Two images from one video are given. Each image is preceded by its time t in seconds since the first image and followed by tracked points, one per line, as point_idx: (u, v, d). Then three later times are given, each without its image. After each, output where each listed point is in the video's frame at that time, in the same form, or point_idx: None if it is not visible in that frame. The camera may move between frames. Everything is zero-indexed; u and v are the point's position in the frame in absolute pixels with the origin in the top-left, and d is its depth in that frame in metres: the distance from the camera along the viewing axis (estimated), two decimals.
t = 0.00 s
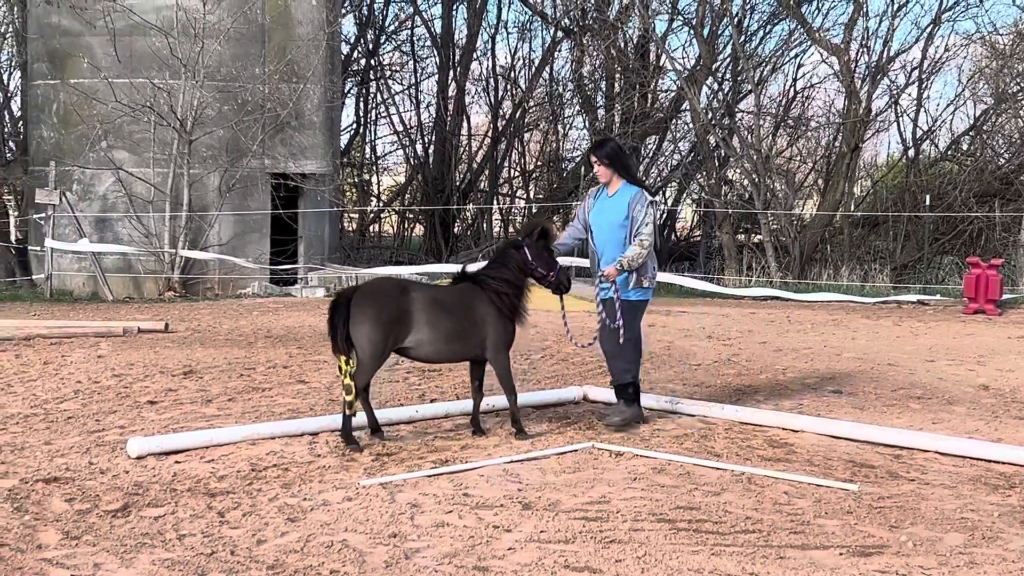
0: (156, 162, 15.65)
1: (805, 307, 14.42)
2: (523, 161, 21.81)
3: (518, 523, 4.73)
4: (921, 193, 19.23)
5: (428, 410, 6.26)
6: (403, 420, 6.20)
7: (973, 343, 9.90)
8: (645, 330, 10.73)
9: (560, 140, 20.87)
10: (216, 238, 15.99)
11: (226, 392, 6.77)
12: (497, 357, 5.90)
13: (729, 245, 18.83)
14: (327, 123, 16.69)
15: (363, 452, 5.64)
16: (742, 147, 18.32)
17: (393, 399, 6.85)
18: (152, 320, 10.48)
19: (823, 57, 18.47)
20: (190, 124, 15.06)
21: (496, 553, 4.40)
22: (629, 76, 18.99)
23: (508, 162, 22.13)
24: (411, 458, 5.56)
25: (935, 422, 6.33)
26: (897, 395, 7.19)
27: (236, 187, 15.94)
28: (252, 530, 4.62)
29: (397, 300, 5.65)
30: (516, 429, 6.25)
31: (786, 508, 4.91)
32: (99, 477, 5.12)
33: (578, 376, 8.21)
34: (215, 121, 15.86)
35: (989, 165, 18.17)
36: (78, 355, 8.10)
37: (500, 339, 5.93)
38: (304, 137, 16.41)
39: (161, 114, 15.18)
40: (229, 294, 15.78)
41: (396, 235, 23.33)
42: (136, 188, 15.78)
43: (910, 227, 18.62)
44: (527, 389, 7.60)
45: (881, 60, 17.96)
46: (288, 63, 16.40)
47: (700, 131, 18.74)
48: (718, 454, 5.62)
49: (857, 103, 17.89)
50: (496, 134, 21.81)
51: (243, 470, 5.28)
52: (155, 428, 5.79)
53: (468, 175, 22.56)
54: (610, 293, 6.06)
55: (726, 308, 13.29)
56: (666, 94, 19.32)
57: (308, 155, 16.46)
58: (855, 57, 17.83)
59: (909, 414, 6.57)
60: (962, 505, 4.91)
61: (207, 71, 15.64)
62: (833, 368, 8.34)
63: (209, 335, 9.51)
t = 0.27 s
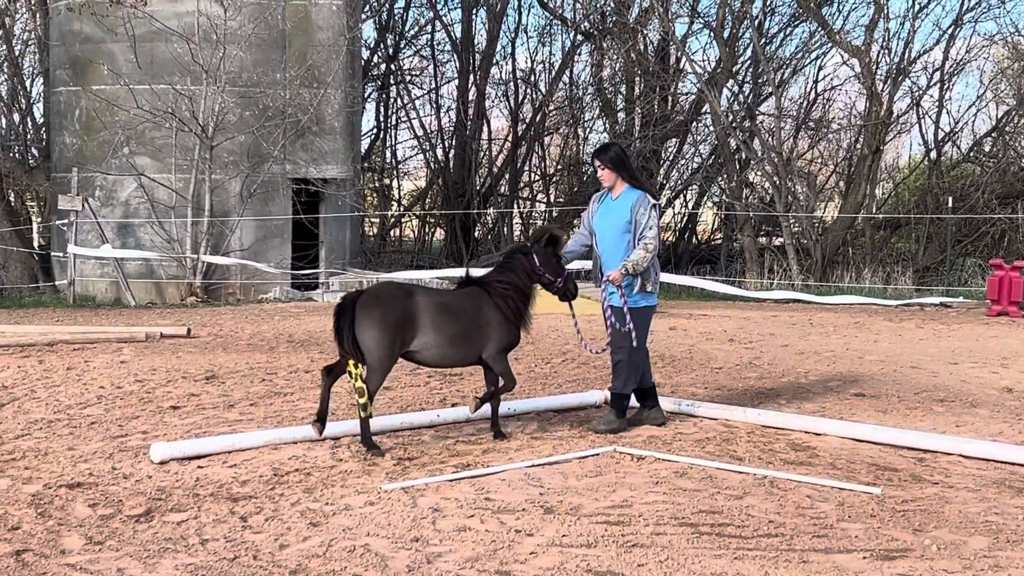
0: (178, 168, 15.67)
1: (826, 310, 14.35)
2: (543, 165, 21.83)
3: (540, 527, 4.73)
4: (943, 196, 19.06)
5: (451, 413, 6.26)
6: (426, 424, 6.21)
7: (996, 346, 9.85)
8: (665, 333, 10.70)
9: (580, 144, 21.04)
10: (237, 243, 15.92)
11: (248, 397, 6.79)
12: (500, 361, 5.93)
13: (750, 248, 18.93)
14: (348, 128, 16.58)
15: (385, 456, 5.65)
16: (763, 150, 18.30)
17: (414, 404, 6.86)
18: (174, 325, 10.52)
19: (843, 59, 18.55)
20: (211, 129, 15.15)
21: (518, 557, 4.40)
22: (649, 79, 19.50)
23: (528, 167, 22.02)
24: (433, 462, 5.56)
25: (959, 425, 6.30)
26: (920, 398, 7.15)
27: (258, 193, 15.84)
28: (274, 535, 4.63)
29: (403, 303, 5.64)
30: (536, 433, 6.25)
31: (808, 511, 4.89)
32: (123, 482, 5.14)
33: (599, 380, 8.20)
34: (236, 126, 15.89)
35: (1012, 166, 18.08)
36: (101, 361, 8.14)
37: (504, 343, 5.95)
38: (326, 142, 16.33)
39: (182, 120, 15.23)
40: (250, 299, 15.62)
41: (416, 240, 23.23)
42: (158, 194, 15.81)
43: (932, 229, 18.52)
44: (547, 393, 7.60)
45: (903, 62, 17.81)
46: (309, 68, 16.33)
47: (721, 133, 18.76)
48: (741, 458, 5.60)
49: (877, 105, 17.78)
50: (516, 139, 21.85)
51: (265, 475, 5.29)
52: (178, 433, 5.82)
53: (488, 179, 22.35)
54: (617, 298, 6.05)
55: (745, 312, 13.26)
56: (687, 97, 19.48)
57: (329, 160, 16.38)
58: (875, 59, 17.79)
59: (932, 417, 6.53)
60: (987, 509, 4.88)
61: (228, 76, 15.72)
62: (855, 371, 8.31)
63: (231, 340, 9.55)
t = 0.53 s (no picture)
0: (199, 172, 15.42)
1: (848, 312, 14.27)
2: (563, 167, 21.82)
3: (562, 530, 4.72)
4: (965, 196, 18.95)
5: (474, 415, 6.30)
6: (448, 425, 6.24)
7: (1018, 346, 9.80)
8: (686, 335, 10.67)
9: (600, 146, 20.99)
10: (258, 246, 15.67)
11: (270, 400, 6.81)
12: (498, 366, 5.90)
13: (772, 248, 18.52)
14: (368, 132, 16.33)
15: (406, 458, 5.66)
16: (784, 151, 18.19)
17: (434, 406, 6.88)
18: (196, 329, 10.55)
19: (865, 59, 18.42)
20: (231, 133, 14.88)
21: (541, 560, 4.40)
22: (669, 81, 19.28)
23: (549, 169, 22.09)
24: (454, 464, 5.57)
25: (982, 426, 6.27)
26: (943, 400, 7.13)
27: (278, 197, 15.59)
28: (297, 538, 4.64)
29: (401, 307, 5.65)
30: (556, 435, 6.26)
31: (831, 513, 4.88)
32: (145, 485, 5.16)
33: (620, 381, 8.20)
34: (256, 130, 15.60)
35: None
36: (123, 364, 8.16)
37: (503, 348, 5.92)
38: (346, 145, 16.10)
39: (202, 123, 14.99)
40: (272, 303, 15.45)
41: (436, 242, 23.17)
42: (180, 199, 15.52)
43: (953, 229, 18.49)
44: (567, 395, 7.61)
45: (925, 62, 17.64)
46: (330, 71, 16.05)
47: (742, 135, 18.68)
48: (764, 460, 5.59)
49: (899, 105, 17.60)
50: (536, 141, 21.83)
51: (287, 477, 5.30)
52: (200, 436, 5.84)
53: (508, 182, 22.50)
54: (625, 301, 6.07)
55: (764, 313, 13.24)
56: (707, 99, 19.41)
57: (350, 164, 16.14)
58: (897, 59, 17.70)
59: (955, 418, 6.51)
60: (1011, 510, 4.86)
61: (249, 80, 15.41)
62: (877, 372, 8.29)
63: (252, 343, 9.56)
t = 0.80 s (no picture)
0: (234, 176, 15.40)
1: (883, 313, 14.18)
2: (596, 169, 21.78)
3: (597, 533, 4.72)
4: (1002, 196, 18.70)
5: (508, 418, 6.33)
6: (483, 428, 6.26)
7: None
8: (720, 337, 10.65)
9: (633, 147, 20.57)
10: (292, 250, 15.68)
11: (305, 403, 6.85)
12: (510, 369, 5.88)
13: (805, 250, 18.82)
14: (401, 135, 16.19)
15: (440, 461, 5.68)
16: (819, 152, 18.07)
17: (467, 410, 6.90)
18: (230, 332, 10.61)
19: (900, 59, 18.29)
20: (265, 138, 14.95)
21: (576, 563, 4.40)
22: (702, 82, 19.43)
23: (581, 172, 22.11)
24: (489, 468, 5.58)
25: (1022, 429, 6.22)
26: (981, 402, 7.08)
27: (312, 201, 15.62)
28: (333, 540, 4.65)
29: (410, 310, 5.68)
30: (589, 437, 6.27)
31: (868, 516, 4.86)
32: (183, 488, 5.19)
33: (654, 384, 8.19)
34: (290, 134, 15.61)
35: None
36: (160, 368, 8.22)
37: (514, 351, 5.90)
38: (379, 149, 15.97)
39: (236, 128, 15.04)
40: (306, 306, 15.46)
41: (469, 245, 23.08)
42: (214, 203, 15.47)
43: (991, 230, 18.25)
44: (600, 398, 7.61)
45: (961, 61, 17.43)
46: (362, 75, 16.00)
47: (775, 136, 18.57)
48: (800, 463, 5.57)
49: (934, 105, 17.47)
50: (568, 143, 21.78)
51: (323, 480, 5.33)
52: (236, 439, 5.88)
53: (541, 184, 22.38)
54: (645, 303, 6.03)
55: (794, 314, 13.18)
56: (740, 100, 19.35)
57: (383, 167, 15.99)
58: (932, 58, 17.55)
59: (993, 421, 6.46)
60: None
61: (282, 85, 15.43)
62: (914, 374, 8.25)
63: (287, 347, 9.61)
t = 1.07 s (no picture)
0: (268, 178, 15.56)
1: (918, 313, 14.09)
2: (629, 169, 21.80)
3: (632, 533, 4.72)
4: None
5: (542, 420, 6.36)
6: (516, 429, 6.28)
7: None
8: (753, 337, 10.63)
9: (666, 147, 20.50)
10: (326, 252, 15.74)
11: (340, 404, 6.90)
12: (537, 370, 5.88)
13: (841, 250, 18.42)
14: (434, 136, 16.28)
15: (475, 462, 5.69)
16: (853, 150, 17.97)
17: (501, 410, 6.93)
18: (265, 332, 10.69)
19: (935, 58, 18.19)
20: (300, 140, 15.03)
21: (611, 563, 4.40)
22: (736, 81, 19.35)
23: (614, 172, 22.23)
24: (523, 468, 5.59)
25: None
26: (1020, 403, 7.03)
27: (346, 202, 15.66)
28: (368, 540, 4.67)
29: (438, 311, 5.69)
30: (621, 437, 6.28)
31: (905, 516, 4.84)
32: (219, 489, 5.23)
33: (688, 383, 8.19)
34: (324, 136, 15.70)
35: None
36: (196, 369, 8.29)
37: (540, 351, 5.88)
38: (412, 150, 16.05)
39: (271, 130, 15.13)
40: (341, 307, 15.58)
41: (503, 245, 23.07)
42: (249, 206, 15.66)
43: None
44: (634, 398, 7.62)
45: (997, 59, 17.23)
46: (395, 77, 16.07)
47: (809, 134, 18.51)
48: (835, 463, 5.55)
49: (971, 103, 17.15)
50: (601, 143, 21.79)
51: (358, 480, 5.35)
52: (271, 440, 5.93)
53: (574, 185, 22.31)
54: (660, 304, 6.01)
55: (825, 313, 13.14)
56: (773, 99, 19.34)
57: (416, 168, 16.10)
58: (968, 56, 17.41)
59: None
60: None
61: (316, 87, 15.52)
62: (951, 374, 8.20)
63: (321, 347, 9.67)
